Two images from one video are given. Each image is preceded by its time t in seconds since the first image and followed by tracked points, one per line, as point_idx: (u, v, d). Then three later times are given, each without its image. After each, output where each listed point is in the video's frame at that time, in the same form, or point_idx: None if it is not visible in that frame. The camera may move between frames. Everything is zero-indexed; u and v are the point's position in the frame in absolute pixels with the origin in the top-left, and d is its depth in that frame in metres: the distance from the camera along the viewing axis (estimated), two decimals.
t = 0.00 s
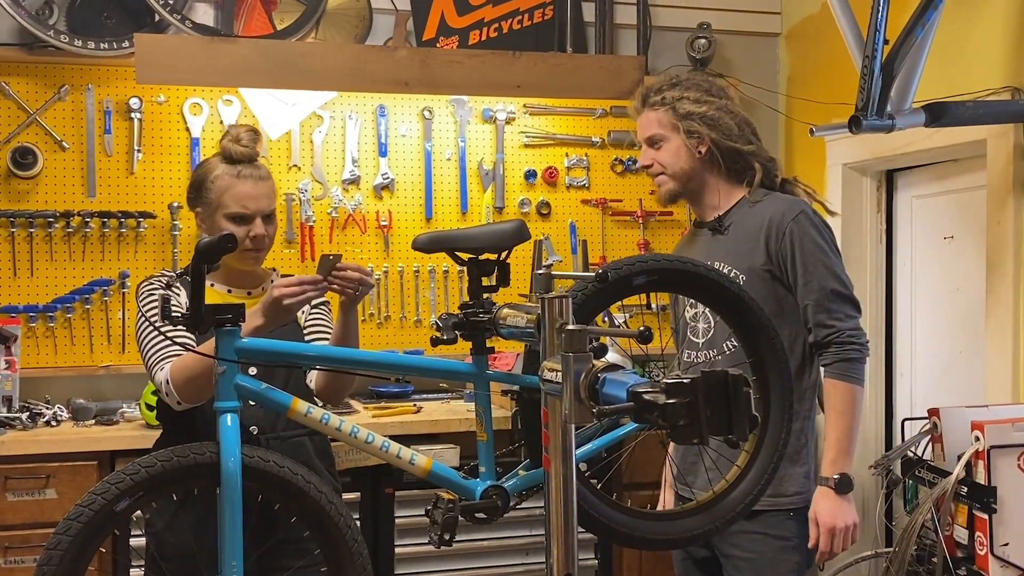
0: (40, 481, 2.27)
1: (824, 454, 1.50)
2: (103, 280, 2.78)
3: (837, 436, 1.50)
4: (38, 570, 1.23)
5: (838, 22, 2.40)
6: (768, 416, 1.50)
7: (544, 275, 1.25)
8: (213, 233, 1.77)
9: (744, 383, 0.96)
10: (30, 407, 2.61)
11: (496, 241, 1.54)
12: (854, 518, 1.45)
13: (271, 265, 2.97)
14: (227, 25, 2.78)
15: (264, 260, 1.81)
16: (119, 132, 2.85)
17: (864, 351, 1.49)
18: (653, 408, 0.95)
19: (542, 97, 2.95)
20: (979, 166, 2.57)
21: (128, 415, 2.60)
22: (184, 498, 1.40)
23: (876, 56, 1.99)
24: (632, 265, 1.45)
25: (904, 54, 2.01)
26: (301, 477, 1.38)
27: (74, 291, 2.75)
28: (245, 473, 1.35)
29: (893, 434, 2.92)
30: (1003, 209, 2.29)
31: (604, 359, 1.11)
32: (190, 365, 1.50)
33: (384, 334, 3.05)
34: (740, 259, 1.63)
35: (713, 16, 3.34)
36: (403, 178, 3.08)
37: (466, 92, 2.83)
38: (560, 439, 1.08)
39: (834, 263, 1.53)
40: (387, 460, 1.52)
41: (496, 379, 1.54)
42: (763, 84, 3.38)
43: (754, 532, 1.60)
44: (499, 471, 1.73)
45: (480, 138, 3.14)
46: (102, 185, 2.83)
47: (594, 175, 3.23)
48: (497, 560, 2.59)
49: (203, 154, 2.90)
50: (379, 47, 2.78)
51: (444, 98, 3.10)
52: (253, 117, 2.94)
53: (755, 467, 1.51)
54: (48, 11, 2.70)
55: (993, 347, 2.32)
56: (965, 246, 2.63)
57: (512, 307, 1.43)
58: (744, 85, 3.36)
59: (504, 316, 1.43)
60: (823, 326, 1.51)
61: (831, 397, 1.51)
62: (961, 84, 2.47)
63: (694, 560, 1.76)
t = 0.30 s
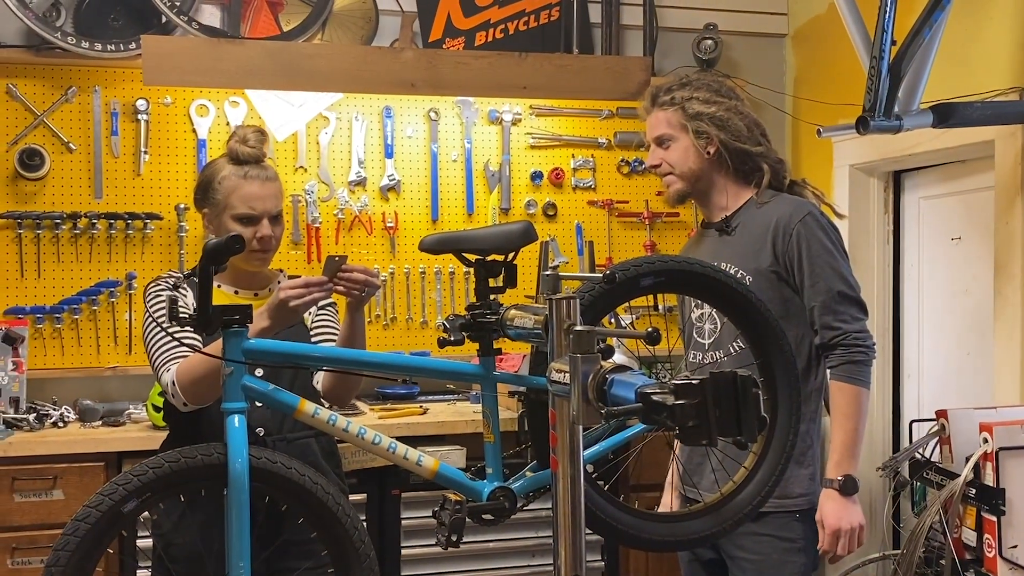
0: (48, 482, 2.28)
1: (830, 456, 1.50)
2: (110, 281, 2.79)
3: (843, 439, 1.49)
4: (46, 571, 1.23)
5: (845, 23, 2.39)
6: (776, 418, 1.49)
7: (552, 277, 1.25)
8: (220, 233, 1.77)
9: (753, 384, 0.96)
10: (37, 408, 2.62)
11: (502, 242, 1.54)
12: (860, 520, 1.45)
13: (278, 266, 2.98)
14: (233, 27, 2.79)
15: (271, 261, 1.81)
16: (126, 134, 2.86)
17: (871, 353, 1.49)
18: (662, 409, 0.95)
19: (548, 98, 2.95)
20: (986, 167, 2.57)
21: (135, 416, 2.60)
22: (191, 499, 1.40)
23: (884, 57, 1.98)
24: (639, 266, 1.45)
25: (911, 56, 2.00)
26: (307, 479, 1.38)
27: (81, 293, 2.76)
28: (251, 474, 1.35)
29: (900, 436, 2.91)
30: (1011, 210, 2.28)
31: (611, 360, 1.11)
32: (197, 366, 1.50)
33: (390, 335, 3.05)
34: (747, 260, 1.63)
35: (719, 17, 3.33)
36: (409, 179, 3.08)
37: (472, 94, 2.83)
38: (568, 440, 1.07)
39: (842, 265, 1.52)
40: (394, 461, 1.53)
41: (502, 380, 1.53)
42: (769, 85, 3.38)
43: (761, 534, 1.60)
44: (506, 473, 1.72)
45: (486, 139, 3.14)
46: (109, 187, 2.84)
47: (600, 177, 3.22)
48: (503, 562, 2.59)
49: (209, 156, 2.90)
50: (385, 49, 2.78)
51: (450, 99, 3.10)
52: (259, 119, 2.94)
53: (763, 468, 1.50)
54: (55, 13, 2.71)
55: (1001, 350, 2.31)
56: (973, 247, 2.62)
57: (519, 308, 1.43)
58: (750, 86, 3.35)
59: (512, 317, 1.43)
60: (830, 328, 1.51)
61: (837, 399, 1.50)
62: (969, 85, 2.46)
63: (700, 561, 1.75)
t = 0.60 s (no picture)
0: (50, 483, 2.28)
1: (833, 457, 1.49)
2: (113, 282, 2.80)
3: (845, 439, 1.49)
4: (48, 571, 1.23)
5: (847, 24, 2.39)
6: (777, 419, 1.49)
7: (552, 278, 1.25)
8: (222, 234, 1.77)
9: (752, 386, 0.96)
10: (40, 409, 2.62)
11: (503, 243, 1.54)
12: (863, 520, 1.44)
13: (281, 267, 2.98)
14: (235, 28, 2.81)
15: (272, 262, 1.81)
16: (129, 135, 2.86)
17: (873, 354, 1.49)
18: (661, 411, 0.95)
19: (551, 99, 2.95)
20: (989, 168, 2.56)
21: (138, 417, 2.61)
22: (192, 500, 1.40)
23: (886, 58, 1.98)
24: (641, 267, 1.45)
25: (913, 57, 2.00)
26: (309, 479, 1.38)
27: (84, 294, 2.76)
28: (252, 475, 1.35)
29: (903, 436, 2.91)
30: (1014, 211, 2.28)
31: (611, 361, 1.11)
32: (199, 367, 1.50)
33: (392, 336, 3.05)
34: (749, 261, 1.62)
35: (722, 18, 3.33)
36: (412, 181, 3.08)
37: (474, 94, 2.83)
38: (568, 441, 1.07)
39: (843, 266, 1.52)
40: (394, 462, 1.53)
41: (503, 381, 1.53)
42: (772, 86, 3.37)
43: (761, 535, 1.60)
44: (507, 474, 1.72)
45: (488, 140, 3.14)
46: (112, 188, 2.85)
47: (602, 178, 3.22)
48: (505, 562, 2.59)
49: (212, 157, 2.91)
50: (388, 50, 2.78)
51: (452, 101, 3.10)
52: (262, 120, 2.95)
53: (765, 469, 1.50)
54: (58, 14, 2.73)
55: (1005, 351, 2.30)
56: (976, 248, 2.61)
57: (519, 309, 1.43)
58: (753, 87, 3.35)
59: (512, 318, 1.43)
60: (832, 329, 1.51)
61: (839, 400, 1.50)
62: (972, 85, 2.46)
63: (700, 563, 1.75)
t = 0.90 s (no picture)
0: (52, 483, 2.29)
1: (832, 457, 1.49)
2: (115, 282, 2.80)
3: (845, 439, 1.48)
4: (48, 571, 1.24)
5: (849, 24, 2.39)
6: (777, 419, 1.49)
7: (552, 278, 1.24)
8: (223, 234, 1.77)
9: (751, 385, 0.96)
10: (42, 408, 2.63)
11: (503, 244, 1.54)
12: (863, 520, 1.44)
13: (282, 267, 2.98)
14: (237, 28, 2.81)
15: (273, 262, 1.81)
16: (130, 135, 2.87)
17: (873, 354, 1.49)
18: (659, 411, 0.95)
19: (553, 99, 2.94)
20: (991, 168, 2.56)
21: (139, 417, 2.61)
22: (192, 500, 1.40)
23: (887, 57, 1.97)
24: (642, 267, 1.45)
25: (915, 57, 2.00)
26: (309, 479, 1.38)
27: (85, 294, 2.77)
28: (252, 475, 1.35)
29: (904, 436, 2.90)
30: (1016, 210, 2.27)
31: (611, 361, 1.11)
32: (201, 367, 1.50)
33: (393, 336, 3.05)
34: (749, 260, 1.62)
35: (724, 18, 3.32)
36: (413, 180, 3.08)
37: (476, 94, 2.82)
38: (567, 441, 1.07)
39: (844, 266, 1.52)
40: (394, 462, 1.53)
41: (504, 381, 1.53)
42: (774, 86, 3.37)
43: (761, 535, 1.60)
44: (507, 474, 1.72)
45: (490, 140, 3.14)
46: (114, 188, 2.85)
47: (604, 177, 3.22)
48: (506, 562, 2.59)
49: (213, 157, 2.91)
50: (389, 50, 2.78)
51: (453, 101, 3.10)
52: (263, 120, 2.95)
53: (766, 469, 1.50)
54: (59, 15, 2.74)
55: (1007, 351, 2.30)
56: (978, 248, 2.61)
57: (519, 310, 1.43)
58: (755, 86, 3.34)
59: (512, 318, 1.43)
60: (833, 328, 1.51)
61: (839, 399, 1.50)
62: (974, 85, 2.45)
63: (699, 563, 1.75)
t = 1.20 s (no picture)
0: (54, 481, 2.29)
1: (834, 455, 1.49)
2: (117, 280, 2.80)
3: (846, 437, 1.48)
4: (51, 569, 1.24)
5: (852, 22, 2.38)
6: (779, 417, 1.49)
7: (554, 275, 1.24)
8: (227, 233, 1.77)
9: (753, 384, 0.96)
10: (44, 407, 2.63)
11: (505, 243, 1.54)
12: (864, 519, 1.44)
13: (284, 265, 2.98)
14: (238, 27, 2.83)
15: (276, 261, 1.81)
16: (132, 133, 2.87)
17: (875, 352, 1.49)
18: (661, 409, 0.95)
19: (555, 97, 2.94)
20: (993, 166, 2.56)
21: (141, 415, 2.61)
22: (195, 499, 1.41)
23: (889, 55, 1.97)
24: (644, 265, 1.44)
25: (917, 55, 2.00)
26: (312, 477, 1.38)
27: (88, 292, 2.77)
28: (256, 473, 1.35)
29: (907, 435, 2.90)
30: (1019, 208, 2.27)
31: (613, 360, 1.11)
32: (204, 365, 1.50)
33: (396, 334, 3.05)
34: (750, 258, 1.62)
35: (726, 16, 3.32)
36: (415, 179, 3.08)
37: (478, 92, 2.82)
38: (570, 439, 1.07)
39: (845, 264, 1.52)
40: (397, 460, 1.53)
41: (506, 379, 1.53)
42: (777, 84, 3.37)
43: (762, 533, 1.60)
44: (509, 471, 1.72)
45: (492, 138, 3.14)
46: (116, 187, 2.85)
47: (606, 175, 3.22)
48: (508, 560, 2.59)
49: (215, 155, 2.91)
50: (391, 48, 2.78)
51: (455, 99, 3.10)
52: (265, 118, 2.95)
53: (768, 468, 1.50)
54: (61, 13, 2.77)
55: (1010, 350, 2.30)
56: (980, 246, 2.61)
57: (521, 308, 1.43)
58: (757, 84, 3.34)
59: (515, 316, 1.42)
60: (834, 326, 1.51)
61: (840, 398, 1.49)
62: (976, 83, 2.45)
63: (700, 562, 1.75)
